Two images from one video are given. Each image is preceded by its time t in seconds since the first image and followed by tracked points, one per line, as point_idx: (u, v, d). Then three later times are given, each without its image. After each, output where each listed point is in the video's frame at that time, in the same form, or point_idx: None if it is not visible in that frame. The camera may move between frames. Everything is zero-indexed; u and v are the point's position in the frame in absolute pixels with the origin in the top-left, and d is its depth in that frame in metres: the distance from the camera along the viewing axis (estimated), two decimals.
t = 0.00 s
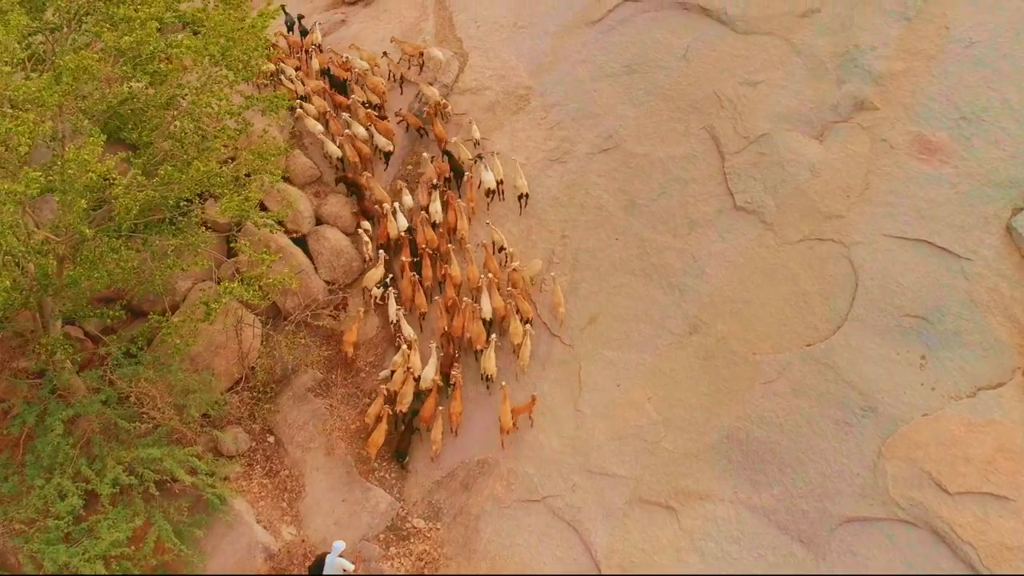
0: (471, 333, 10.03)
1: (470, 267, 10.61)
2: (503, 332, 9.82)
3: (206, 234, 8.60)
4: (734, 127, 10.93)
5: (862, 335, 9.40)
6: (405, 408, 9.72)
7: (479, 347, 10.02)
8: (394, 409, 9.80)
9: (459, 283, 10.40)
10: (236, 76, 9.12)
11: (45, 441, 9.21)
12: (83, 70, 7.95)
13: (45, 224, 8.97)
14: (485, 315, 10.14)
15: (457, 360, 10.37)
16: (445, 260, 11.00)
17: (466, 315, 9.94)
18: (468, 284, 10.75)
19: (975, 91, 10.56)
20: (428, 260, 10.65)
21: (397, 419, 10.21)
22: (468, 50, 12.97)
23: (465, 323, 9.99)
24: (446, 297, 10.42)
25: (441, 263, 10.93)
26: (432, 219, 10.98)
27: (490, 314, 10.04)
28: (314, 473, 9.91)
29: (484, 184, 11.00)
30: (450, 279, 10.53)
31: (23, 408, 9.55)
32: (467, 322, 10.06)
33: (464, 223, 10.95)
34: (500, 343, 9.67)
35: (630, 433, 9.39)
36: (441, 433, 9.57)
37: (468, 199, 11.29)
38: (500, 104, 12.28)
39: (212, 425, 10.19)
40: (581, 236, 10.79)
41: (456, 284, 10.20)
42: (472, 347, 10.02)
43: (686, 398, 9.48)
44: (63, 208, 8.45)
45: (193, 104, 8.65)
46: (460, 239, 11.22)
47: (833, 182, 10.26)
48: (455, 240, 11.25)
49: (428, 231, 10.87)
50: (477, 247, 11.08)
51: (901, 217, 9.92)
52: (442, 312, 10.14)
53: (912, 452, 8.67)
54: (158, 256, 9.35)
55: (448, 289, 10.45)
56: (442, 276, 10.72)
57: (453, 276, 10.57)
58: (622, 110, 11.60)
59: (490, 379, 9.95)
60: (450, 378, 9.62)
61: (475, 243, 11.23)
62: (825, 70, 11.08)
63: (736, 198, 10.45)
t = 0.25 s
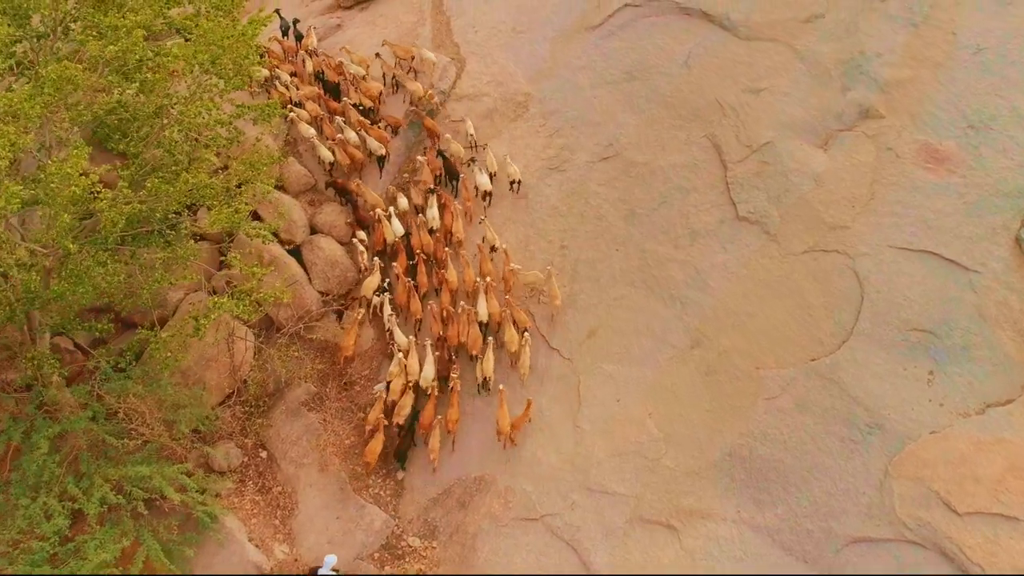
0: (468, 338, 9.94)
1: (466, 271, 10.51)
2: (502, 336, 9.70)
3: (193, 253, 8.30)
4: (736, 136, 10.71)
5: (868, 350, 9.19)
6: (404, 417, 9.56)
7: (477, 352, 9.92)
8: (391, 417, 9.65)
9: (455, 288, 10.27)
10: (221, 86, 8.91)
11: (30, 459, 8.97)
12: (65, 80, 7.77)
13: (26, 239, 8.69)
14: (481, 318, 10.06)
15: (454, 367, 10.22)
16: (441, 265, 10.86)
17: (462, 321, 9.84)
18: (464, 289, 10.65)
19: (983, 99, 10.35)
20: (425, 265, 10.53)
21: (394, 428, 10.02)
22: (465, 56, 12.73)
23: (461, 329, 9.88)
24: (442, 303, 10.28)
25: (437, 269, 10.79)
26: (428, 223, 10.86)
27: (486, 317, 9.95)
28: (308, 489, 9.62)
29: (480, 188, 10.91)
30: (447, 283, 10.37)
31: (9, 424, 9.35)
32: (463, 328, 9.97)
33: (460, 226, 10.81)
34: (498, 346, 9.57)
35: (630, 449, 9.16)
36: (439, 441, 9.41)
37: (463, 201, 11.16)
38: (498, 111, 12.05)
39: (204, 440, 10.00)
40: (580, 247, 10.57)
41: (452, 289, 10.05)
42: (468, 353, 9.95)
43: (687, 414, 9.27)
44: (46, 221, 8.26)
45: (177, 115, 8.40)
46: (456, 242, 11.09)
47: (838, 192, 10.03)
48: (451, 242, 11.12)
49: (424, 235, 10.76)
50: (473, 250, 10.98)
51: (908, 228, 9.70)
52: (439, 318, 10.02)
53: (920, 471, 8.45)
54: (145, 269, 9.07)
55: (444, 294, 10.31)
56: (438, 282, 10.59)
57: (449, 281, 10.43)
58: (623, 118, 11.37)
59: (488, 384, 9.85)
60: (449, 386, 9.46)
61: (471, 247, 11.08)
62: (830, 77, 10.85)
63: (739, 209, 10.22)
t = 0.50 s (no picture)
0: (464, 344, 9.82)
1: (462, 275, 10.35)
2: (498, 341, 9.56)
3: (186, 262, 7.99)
4: (739, 144, 10.47)
5: (875, 366, 8.96)
6: (402, 428, 9.40)
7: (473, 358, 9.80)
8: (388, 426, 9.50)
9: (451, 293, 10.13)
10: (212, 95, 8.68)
11: (14, 477, 8.80)
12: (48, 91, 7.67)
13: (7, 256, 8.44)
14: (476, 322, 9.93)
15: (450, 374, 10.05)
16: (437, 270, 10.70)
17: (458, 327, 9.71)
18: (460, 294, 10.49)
19: (991, 108, 10.13)
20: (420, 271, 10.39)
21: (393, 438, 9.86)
22: (463, 61, 12.49)
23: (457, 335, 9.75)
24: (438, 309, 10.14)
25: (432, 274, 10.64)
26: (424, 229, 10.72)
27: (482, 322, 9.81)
28: (301, 507, 9.37)
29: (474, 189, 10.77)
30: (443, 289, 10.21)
31: None
32: (458, 334, 9.82)
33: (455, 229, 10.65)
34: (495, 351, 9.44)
35: (631, 468, 8.88)
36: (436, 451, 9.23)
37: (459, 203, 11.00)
38: (496, 118, 11.81)
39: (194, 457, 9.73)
40: (580, 259, 10.35)
41: (448, 295, 9.90)
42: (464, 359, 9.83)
43: (689, 432, 9.02)
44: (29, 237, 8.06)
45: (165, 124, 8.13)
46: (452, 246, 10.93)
47: (844, 203, 9.79)
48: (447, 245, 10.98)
49: (418, 239, 10.63)
50: (469, 253, 10.85)
51: (915, 241, 9.47)
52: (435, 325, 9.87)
53: (929, 492, 8.21)
54: (133, 284, 8.81)
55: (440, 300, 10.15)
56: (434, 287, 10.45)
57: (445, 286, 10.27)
58: (623, 126, 11.13)
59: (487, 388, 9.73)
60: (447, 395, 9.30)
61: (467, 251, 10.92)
62: (834, 85, 10.61)
63: (742, 220, 9.99)
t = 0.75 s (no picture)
0: (460, 351, 9.66)
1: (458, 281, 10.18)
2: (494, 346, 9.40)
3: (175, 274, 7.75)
4: (742, 155, 10.23)
5: (881, 383, 8.71)
6: (399, 439, 9.23)
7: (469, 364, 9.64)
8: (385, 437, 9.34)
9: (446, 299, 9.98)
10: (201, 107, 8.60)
11: None
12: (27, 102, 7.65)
13: None
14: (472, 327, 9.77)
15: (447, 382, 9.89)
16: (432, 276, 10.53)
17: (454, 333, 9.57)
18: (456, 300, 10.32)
19: (1001, 117, 9.89)
20: (415, 277, 10.23)
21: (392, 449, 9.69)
22: (460, 68, 12.26)
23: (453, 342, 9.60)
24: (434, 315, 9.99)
25: (428, 279, 10.47)
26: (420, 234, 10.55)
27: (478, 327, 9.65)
28: (293, 527, 9.02)
29: (467, 191, 10.61)
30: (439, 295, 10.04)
31: None
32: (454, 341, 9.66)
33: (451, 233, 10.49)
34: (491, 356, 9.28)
35: (631, 489, 8.58)
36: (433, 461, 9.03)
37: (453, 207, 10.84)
38: (493, 127, 11.58)
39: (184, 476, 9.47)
40: (579, 272, 10.12)
41: (442, 300, 9.74)
42: (460, 366, 9.68)
43: (690, 451, 8.75)
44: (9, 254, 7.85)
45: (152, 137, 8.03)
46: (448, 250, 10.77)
47: (850, 216, 9.56)
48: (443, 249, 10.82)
49: (413, 244, 10.48)
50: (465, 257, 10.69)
51: (923, 255, 9.24)
52: (430, 332, 9.71)
53: (938, 515, 7.94)
54: (119, 300, 8.58)
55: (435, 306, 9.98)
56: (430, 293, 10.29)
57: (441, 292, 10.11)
58: (623, 135, 10.90)
59: (485, 394, 9.56)
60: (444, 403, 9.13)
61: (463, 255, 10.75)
62: (839, 94, 10.37)
63: (745, 232, 9.76)
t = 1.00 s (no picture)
0: (455, 357, 9.46)
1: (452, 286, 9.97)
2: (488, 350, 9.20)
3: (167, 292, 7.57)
4: (744, 165, 9.99)
5: (888, 402, 8.48)
6: (396, 449, 9.03)
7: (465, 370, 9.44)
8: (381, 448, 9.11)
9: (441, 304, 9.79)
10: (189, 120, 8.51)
11: None
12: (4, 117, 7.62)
13: None
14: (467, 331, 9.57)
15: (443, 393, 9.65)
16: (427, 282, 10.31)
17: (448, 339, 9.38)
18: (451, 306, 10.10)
19: (1010, 127, 9.66)
20: (409, 282, 10.02)
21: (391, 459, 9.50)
22: (456, 75, 12.03)
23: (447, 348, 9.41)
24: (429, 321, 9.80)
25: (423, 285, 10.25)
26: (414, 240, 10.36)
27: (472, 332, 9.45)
28: (284, 548, 8.76)
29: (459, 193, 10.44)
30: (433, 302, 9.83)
31: None
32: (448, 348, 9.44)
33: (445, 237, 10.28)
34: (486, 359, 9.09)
35: (631, 511, 8.30)
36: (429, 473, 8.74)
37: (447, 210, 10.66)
38: (490, 135, 11.33)
39: (173, 495, 9.22)
40: (577, 285, 9.87)
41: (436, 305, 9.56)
42: (456, 372, 9.48)
43: (692, 472, 8.47)
44: None
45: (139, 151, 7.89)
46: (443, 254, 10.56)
47: (855, 229, 9.32)
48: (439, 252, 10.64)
49: (407, 249, 10.28)
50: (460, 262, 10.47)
51: (931, 270, 9.02)
52: (425, 337, 9.53)
53: (947, 539, 7.70)
54: (104, 318, 8.19)
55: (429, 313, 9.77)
56: (425, 298, 10.08)
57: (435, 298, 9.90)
58: (623, 145, 10.66)
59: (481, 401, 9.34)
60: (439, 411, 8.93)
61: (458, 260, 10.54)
62: (844, 103, 10.13)
63: (748, 245, 9.52)
